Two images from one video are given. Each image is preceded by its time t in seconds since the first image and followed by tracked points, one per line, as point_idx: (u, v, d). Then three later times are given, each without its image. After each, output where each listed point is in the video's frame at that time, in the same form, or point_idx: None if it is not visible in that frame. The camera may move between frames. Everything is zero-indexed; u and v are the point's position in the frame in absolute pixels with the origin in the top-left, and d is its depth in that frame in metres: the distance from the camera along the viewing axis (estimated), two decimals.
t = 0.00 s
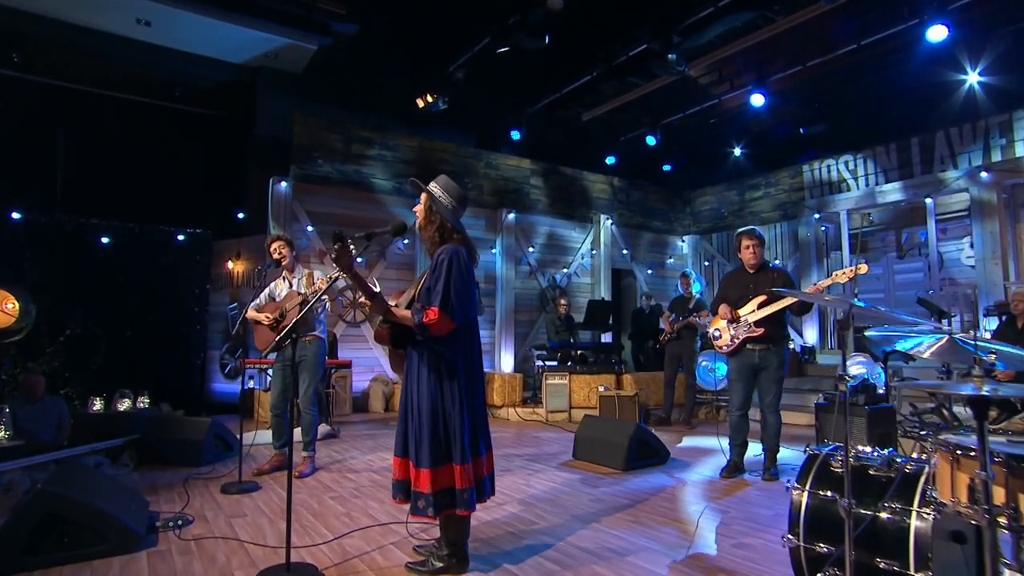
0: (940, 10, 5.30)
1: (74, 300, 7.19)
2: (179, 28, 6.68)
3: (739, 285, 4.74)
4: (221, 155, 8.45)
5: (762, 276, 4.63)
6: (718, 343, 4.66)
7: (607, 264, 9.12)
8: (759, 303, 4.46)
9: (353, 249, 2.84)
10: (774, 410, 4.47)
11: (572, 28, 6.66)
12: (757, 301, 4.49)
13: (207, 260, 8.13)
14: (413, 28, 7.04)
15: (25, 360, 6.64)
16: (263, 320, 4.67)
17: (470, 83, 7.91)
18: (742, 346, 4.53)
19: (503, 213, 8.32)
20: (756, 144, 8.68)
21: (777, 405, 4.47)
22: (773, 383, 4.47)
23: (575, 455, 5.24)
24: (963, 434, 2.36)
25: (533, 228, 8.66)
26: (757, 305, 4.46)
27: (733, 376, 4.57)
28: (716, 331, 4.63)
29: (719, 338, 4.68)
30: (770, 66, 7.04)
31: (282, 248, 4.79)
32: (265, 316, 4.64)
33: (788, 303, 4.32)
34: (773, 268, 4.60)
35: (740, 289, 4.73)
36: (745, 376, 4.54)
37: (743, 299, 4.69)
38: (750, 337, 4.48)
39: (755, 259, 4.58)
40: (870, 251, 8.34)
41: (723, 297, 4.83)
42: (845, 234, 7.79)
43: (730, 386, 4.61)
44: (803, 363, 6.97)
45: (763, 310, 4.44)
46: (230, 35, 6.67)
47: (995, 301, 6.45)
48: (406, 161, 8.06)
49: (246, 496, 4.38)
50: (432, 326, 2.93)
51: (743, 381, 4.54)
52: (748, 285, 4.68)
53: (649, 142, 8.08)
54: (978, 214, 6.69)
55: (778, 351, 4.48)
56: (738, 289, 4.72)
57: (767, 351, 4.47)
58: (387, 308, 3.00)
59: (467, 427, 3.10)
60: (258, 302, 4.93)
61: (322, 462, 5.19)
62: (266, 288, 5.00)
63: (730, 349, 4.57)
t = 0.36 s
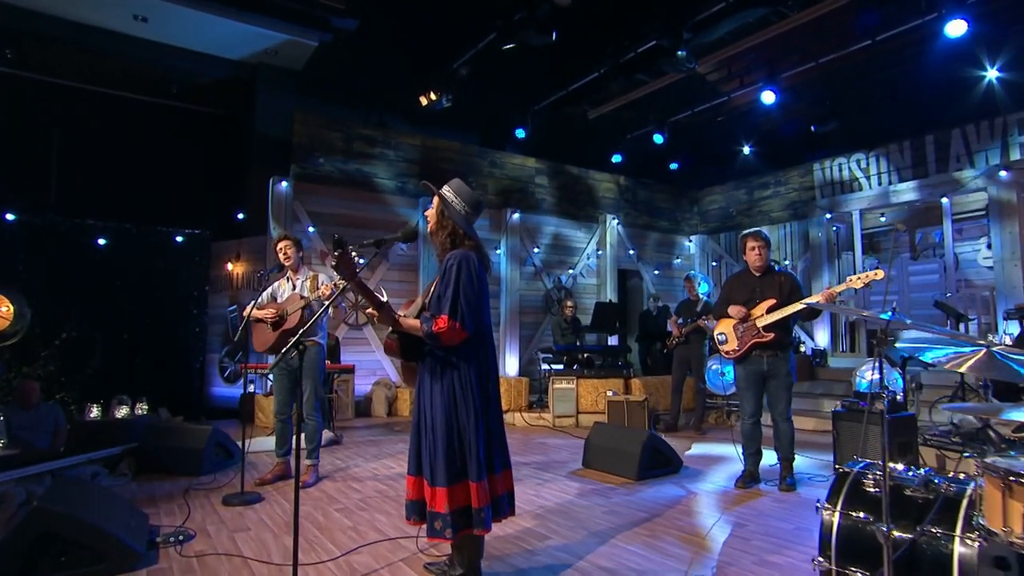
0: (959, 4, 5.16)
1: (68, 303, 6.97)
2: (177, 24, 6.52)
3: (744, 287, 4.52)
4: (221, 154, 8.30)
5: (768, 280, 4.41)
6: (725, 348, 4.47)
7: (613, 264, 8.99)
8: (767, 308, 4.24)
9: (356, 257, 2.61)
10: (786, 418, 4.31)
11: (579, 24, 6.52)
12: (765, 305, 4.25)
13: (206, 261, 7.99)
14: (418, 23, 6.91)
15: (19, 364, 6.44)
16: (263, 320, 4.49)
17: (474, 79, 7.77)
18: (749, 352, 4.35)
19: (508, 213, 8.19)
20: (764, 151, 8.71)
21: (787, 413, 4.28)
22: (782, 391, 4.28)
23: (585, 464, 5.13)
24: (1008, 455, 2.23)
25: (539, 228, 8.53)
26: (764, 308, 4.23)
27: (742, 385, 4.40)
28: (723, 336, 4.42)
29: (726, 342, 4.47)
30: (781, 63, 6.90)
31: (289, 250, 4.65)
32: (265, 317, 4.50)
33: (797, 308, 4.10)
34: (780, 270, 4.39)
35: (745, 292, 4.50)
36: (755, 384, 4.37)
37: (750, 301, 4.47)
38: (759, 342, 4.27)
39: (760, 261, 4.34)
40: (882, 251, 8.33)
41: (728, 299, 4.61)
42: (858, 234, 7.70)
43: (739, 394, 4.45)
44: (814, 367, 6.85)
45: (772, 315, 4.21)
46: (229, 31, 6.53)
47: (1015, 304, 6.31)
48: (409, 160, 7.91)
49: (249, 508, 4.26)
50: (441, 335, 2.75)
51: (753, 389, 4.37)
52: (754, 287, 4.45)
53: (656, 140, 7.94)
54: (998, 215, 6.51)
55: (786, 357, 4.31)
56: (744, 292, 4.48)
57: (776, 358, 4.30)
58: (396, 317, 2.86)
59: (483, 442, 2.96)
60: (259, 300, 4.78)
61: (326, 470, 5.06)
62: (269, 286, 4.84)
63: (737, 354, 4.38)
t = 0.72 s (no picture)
0: None
1: (65, 305, 6.79)
2: (174, 19, 6.38)
3: (753, 294, 4.38)
4: (219, 154, 8.17)
5: (778, 287, 4.29)
6: (734, 356, 4.27)
7: (619, 264, 8.86)
8: (780, 316, 4.12)
9: (363, 265, 2.43)
10: (800, 429, 4.18)
11: (586, 17, 6.38)
12: (776, 315, 4.13)
13: (205, 262, 7.86)
14: (421, 19, 6.77)
15: (15, 367, 6.31)
16: (264, 325, 4.32)
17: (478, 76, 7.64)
18: (760, 361, 4.20)
19: (512, 213, 8.07)
20: (772, 149, 8.61)
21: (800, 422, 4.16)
22: (793, 402, 4.16)
23: (595, 472, 5.03)
24: None
25: (544, 228, 8.41)
26: (776, 318, 4.11)
27: (753, 394, 4.23)
28: (734, 345, 4.23)
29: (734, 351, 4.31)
30: (792, 59, 6.77)
31: (297, 253, 4.48)
32: (265, 323, 4.32)
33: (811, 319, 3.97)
34: (788, 276, 4.29)
35: (754, 300, 4.36)
36: (766, 393, 4.22)
37: (759, 310, 4.32)
38: (771, 350, 4.13)
39: (770, 268, 4.25)
40: (894, 252, 8.20)
41: (735, 306, 4.46)
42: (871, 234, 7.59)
43: (749, 403, 4.28)
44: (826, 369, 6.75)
45: (783, 325, 4.08)
46: (228, 26, 6.39)
47: None
48: (411, 159, 7.77)
49: (252, 520, 4.13)
50: (450, 348, 2.60)
51: (765, 399, 4.21)
52: (764, 295, 4.32)
53: (664, 138, 7.81)
54: (1016, 214, 6.37)
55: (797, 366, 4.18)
56: (753, 299, 4.33)
57: (786, 366, 4.17)
58: (404, 327, 2.72)
59: (493, 459, 2.82)
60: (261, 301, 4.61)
61: (330, 479, 4.94)
62: (273, 289, 4.68)
63: (746, 363, 4.21)
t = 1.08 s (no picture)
0: None
1: (62, 306, 6.66)
2: (170, 13, 6.21)
3: (768, 298, 4.18)
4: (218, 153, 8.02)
5: (795, 290, 4.11)
6: (749, 362, 4.12)
7: (625, 263, 8.74)
8: (796, 320, 3.93)
9: (379, 273, 2.28)
10: (817, 436, 4.04)
11: (594, 11, 6.24)
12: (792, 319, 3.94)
13: (202, 262, 7.82)
14: (425, 14, 6.62)
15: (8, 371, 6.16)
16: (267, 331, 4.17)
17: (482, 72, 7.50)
18: (777, 367, 4.04)
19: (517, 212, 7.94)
20: (783, 144, 8.42)
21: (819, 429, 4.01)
22: (811, 408, 4.00)
23: (605, 480, 4.91)
24: None
25: (549, 228, 8.28)
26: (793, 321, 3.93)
27: (769, 402, 4.07)
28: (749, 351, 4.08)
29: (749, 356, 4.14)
30: (803, 54, 6.62)
31: (297, 258, 4.35)
32: (269, 328, 4.17)
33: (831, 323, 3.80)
34: (804, 279, 4.11)
35: (770, 303, 4.16)
36: (783, 400, 4.06)
37: (774, 314, 4.13)
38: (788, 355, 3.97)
39: (786, 272, 4.04)
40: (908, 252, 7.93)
41: (749, 309, 4.26)
42: (884, 234, 7.47)
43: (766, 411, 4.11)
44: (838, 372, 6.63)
45: (800, 329, 3.91)
46: (226, 21, 6.23)
47: None
48: (414, 157, 7.62)
49: (255, 532, 4.01)
50: (467, 361, 2.47)
51: (782, 406, 4.05)
52: (780, 298, 4.13)
53: (671, 135, 7.68)
54: None
55: (814, 371, 4.03)
56: (769, 304, 4.13)
57: (804, 372, 4.01)
58: (414, 336, 2.47)
59: (504, 473, 2.67)
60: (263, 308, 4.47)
61: (334, 487, 4.82)
62: (274, 293, 4.52)
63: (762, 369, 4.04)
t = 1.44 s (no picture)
0: None
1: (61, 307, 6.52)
2: (169, 7, 6.06)
3: (793, 300, 4.09)
4: (218, 150, 7.89)
5: (820, 292, 4.00)
6: (773, 366, 4.03)
7: (633, 262, 8.60)
8: (823, 322, 3.85)
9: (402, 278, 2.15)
10: (841, 443, 3.93)
11: (602, 6, 6.11)
12: (816, 322, 3.86)
13: (202, 262, 7.57)
14: (430, 8, 6.48)
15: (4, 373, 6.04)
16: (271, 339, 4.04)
17: (488, 68, 7.37)
18: (801, 371, 3.94)
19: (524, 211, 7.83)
20: (793, 142, 8.46)
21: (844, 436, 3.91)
22: (838, 414, 3.89)
23: (618, 488, 4.77)
24: None
25: (555, 226, 8.14)
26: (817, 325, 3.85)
27: (792, 405, 3.99)
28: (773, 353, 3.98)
29: (774, 360, 4.05)
30: (817, 49, 6.48)
31: (297, 262, 4.21)
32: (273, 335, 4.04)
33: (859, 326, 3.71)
34: (830, 281, 4.03)
35: (795, 305, 4.06)
36: (807, 406, 3.96)
37: (798, 318, 4.04)
38: (813, 359, 3.89)
39: (812, 273, 3.95)
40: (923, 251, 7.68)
41: (773, 311, 4.16)
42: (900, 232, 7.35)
43: (790, 416, 4.04)
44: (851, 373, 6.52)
45: (824, 333, 3.82)
46: (226, 14, 6.08)
47: None
48: (418, 154, 7.48)
49: (260, 544, 3.87)
50: (486, 373, 2.32)
51: (805, 411, 3.97)
52: (805, 300, 4.03)
53: (680, 131, 7.55)
54: None
55: (841, 375, 3.92)
56: (794, 305, 4.05)
57: (830, 376, 3.90)
58: (432, 347, 2.28)
59: (522, 486, 2.43)
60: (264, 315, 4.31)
61: (340, 496, 4.69)
62: (277, 299, 4.35)
63: (787, 374, 3.97)
